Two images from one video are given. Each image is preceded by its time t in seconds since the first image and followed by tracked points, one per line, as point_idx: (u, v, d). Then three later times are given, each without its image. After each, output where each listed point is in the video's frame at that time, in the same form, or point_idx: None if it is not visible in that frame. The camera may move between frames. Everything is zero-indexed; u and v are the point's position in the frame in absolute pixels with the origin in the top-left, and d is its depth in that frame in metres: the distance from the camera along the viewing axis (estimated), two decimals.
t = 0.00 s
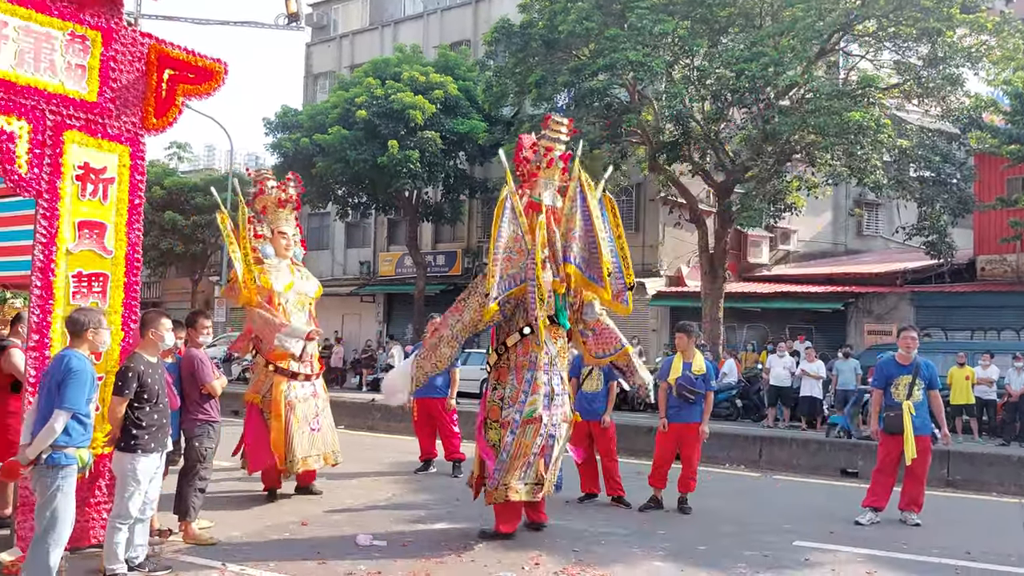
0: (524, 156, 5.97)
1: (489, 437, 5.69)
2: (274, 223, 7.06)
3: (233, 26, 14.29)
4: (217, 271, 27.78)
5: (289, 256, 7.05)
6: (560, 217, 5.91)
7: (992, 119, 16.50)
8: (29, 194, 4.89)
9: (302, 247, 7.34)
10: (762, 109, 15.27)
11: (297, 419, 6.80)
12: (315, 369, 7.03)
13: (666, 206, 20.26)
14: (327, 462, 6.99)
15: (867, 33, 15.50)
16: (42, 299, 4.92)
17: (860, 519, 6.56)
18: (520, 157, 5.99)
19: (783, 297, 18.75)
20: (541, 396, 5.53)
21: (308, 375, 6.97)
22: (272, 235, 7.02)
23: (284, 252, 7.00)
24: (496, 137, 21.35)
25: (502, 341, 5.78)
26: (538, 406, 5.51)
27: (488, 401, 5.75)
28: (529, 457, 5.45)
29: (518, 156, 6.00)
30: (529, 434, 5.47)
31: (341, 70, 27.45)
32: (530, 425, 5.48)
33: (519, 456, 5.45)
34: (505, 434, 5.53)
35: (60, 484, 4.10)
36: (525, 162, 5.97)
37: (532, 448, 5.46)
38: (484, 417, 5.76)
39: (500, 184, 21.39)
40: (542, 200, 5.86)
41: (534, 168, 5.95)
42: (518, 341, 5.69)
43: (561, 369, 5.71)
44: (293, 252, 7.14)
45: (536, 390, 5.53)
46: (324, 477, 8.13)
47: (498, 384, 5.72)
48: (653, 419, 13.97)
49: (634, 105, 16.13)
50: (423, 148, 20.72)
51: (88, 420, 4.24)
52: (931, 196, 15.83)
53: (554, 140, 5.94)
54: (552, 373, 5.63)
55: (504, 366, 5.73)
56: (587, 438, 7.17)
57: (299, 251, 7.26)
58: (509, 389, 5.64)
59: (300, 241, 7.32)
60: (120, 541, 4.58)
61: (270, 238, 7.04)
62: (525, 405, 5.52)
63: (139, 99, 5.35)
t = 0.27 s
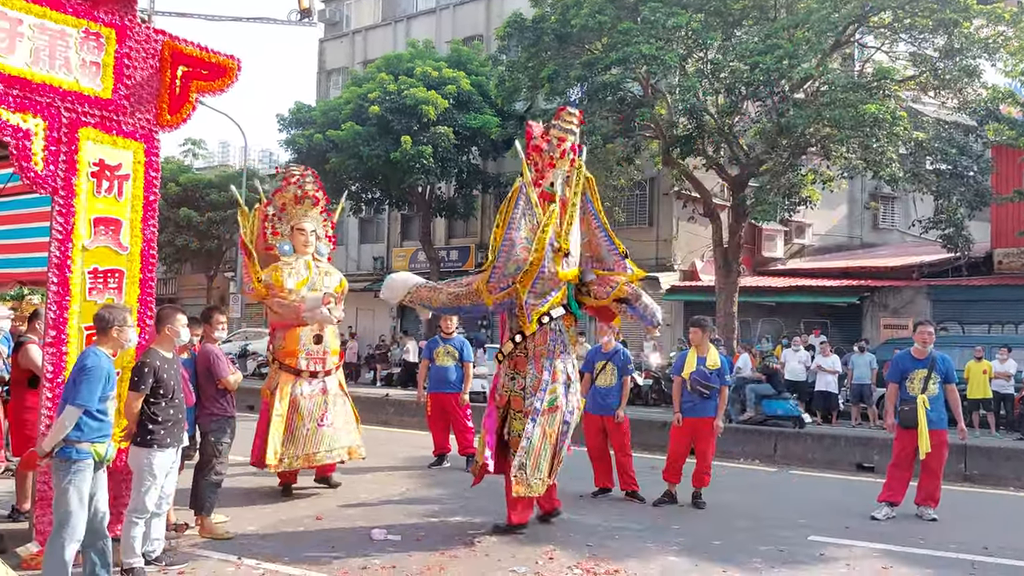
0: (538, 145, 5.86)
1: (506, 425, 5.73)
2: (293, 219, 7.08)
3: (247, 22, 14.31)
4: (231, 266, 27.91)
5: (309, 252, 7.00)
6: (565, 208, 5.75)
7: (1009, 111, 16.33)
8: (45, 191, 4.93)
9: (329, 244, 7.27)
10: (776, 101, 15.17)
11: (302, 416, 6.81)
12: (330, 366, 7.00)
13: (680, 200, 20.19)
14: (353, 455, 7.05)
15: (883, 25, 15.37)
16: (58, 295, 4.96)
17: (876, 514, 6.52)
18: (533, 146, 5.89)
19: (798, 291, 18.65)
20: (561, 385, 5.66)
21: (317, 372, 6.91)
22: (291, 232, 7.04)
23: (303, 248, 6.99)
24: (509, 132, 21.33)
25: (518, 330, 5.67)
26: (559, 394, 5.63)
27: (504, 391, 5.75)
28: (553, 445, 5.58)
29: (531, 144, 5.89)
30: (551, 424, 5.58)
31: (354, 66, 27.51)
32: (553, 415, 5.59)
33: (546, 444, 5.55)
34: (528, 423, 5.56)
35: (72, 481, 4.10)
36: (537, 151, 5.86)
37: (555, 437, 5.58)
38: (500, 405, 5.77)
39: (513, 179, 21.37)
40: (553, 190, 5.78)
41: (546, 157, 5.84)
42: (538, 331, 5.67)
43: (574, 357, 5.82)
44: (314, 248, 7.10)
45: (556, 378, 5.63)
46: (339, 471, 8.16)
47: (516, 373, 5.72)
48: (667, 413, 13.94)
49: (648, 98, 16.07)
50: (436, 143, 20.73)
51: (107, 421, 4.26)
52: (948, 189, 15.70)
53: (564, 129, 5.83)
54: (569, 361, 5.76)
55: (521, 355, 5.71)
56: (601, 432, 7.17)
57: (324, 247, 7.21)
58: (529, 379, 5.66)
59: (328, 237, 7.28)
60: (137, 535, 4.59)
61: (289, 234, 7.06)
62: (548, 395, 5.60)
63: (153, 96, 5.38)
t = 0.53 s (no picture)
0: (549, 162, 5.86)
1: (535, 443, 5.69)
2: (310, 218, 7.10)
3: (255, 20, 14.31)
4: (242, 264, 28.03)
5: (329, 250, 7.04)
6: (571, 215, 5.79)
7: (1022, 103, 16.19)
8: (57, 190, 4.95)
9: (347, 242, 7.29)
10: (787, 96, 15.10)
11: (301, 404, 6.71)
12: (348, 365, 7.00)
13: (690, 196, 20.13)
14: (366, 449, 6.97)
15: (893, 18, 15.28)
16: (71, 294, 4.99)
17: (888, 510, 6.48)
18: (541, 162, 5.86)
19: (809, 286, 18.59)
20: (588, 399, 5.78)
21: (336, 371, 6.92)
22: (309, 231, 7.07)
23: (322, 246, 7.00)
24: (518, 128, 21.31)
25: (547, 346, 5.71)
26: (587, 408, 5.75)
27: (532, 408, 5.69)
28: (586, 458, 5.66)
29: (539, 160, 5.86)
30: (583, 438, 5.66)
31: (363, 63, 27.54)
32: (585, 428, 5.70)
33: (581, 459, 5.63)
34: (567, 439, 5.60)
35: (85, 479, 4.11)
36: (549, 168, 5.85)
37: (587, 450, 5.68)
38: (524, 425, 5.69)
39: (522, 175, 21.35)
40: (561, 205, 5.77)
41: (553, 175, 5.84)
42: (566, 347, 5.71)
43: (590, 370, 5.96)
44: (333, 247, 7.13)
45: (585, 392, 5.76)
46: (350, 468, 8.20)
47: (544, 391, 5.71)
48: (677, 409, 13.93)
49: (657, 93, 16.02)
50: (445, 140, 20.71)
51: (124, 419, 4.22)
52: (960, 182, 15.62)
53: (569, 143, 5.88)
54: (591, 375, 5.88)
55: (550, 372, 5.73)
56: (611, 428, 7.16)
57: (343, 245, 7.24)
58: (560, 395, 5.67)
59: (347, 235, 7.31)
60: (149, 531, 4.61)
61: (308, 233, 7.09)
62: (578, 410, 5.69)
63: (163, 94, 5.39)
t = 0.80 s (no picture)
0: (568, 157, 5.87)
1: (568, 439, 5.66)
2: (324, 215, 7.18)
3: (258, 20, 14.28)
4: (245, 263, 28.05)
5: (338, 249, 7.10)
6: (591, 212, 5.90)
7: None
8: (60, 189, 4.96)
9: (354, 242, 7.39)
10: (790, 93, 15.08)
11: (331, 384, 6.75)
12: (367, 362, 7.01)
13: (693, 193, 20.10)
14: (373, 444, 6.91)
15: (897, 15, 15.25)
16: (75, 293, 4.99)
17: (892, 507, 6.47)
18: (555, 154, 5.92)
19: (812, 284, 18.56)
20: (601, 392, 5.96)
21: (356, 367, 6.92)
22: (322, 229, 7.13)
23: (334, 245, 7.06)
24: (521, 126, 21.28)
25: (570, 344, 5.76)
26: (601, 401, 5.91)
27: (559, 404, 5.67)
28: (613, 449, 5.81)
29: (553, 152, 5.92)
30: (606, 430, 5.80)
31: (366, 62, 27.55)
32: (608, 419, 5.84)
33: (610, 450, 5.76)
34: (597, 432, 5.72)
35: (82, 478, 4.09)
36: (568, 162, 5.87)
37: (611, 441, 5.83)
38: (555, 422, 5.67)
39: (524, 173, 21.33)
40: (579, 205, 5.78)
41: (565, 170, 5.88)
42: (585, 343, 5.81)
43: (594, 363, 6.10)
44: (343, 246, 7.21)
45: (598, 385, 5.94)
46: (353, 467, 8.20)
47: (569, 387, 5.72)
48: (680, 407, 13.90)
49: (660, 91, 15.99)
50: (448, 138, 20.68)
51: (120, 419, 4.14)
52: (964, 179, 15.52)
53: (577, 141, 5.94)
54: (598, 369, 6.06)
55: (571, 368, 5.75)
56: (614, 426, 7.17)
57: (349, 245, 7.34)
58: (585, 391, 5.75)
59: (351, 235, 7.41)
60: (153, 529, 4.60)
61: (321, 231, 7.14)
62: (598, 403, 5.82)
63: (166, 94, 5.40)
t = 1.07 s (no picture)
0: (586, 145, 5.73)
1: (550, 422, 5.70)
2: (332, 216, 7.04)
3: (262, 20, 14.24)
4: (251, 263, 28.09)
5: (343, 249, 7.12)
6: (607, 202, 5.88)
7: None
8: (66, 191, 4.97)
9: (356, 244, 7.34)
10: (795, 92, 15.07)
11: (349, 384, 6.88)
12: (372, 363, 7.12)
13: (698, 193, 20.08)
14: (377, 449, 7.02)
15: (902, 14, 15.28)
16: (81, 295, 5.00)
17: (897, 508, 6.45)
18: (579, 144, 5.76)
19: (817, 284, 18.53)
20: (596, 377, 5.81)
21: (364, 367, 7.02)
22: (332, 229, 7.00)
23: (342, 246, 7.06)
24: (525, 126, 21.28)
25: (559, 326, 5.74)
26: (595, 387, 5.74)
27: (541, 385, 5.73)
28: (603, 435, 5.67)
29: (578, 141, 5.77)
30: (596, 416, 5.68)
31: (371, 62, 27.58)
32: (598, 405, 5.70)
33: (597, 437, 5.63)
34: (578, 417, 5.64)
35: (80, 478, 4.07)
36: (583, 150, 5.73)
37: (603, 427, 5.70)
38: (540, 401, 5.73)
39: (529, 173, 21.32)
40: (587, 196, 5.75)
41: (578, 155, 5.79)
42: (576, 327, 5.74)
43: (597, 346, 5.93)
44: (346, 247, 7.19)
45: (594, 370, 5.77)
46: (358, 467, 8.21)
47: (554, 370, 5.72)
48: (685, 408, 13.90)
49: (665, 91, 15.98)
50: (452, 138, 20.68)
51: (114, 420, 4.07)
52: (969, 179, 15.46)
53: (599, 127, 5.81)
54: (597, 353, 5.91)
55: (558, 352, 5.73)
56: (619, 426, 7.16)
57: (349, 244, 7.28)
58: (571, 375, 5.68)
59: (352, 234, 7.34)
60: (159, 530, 4.61)
61: (332, 231, 7.00)
62: (589, 389, 5.70)
63: (171, 95, 5.41)
